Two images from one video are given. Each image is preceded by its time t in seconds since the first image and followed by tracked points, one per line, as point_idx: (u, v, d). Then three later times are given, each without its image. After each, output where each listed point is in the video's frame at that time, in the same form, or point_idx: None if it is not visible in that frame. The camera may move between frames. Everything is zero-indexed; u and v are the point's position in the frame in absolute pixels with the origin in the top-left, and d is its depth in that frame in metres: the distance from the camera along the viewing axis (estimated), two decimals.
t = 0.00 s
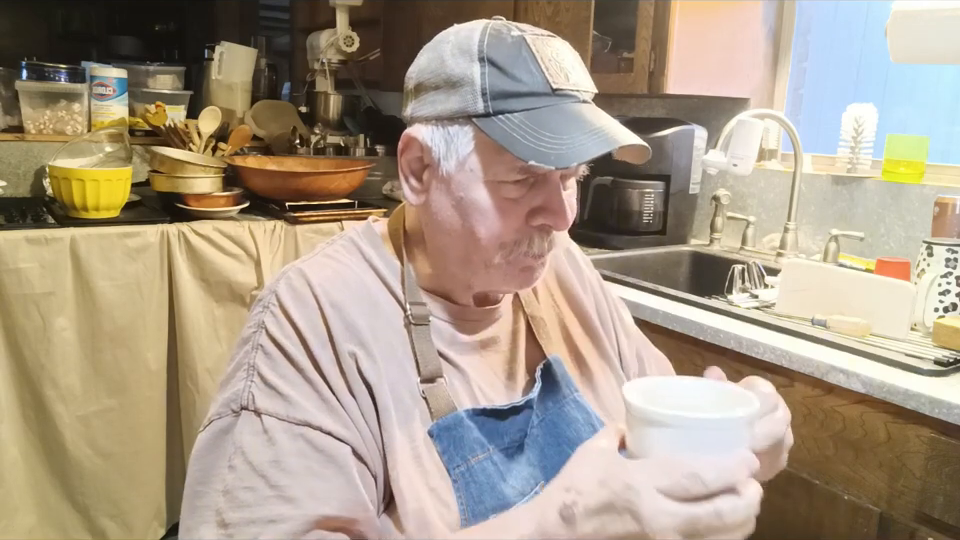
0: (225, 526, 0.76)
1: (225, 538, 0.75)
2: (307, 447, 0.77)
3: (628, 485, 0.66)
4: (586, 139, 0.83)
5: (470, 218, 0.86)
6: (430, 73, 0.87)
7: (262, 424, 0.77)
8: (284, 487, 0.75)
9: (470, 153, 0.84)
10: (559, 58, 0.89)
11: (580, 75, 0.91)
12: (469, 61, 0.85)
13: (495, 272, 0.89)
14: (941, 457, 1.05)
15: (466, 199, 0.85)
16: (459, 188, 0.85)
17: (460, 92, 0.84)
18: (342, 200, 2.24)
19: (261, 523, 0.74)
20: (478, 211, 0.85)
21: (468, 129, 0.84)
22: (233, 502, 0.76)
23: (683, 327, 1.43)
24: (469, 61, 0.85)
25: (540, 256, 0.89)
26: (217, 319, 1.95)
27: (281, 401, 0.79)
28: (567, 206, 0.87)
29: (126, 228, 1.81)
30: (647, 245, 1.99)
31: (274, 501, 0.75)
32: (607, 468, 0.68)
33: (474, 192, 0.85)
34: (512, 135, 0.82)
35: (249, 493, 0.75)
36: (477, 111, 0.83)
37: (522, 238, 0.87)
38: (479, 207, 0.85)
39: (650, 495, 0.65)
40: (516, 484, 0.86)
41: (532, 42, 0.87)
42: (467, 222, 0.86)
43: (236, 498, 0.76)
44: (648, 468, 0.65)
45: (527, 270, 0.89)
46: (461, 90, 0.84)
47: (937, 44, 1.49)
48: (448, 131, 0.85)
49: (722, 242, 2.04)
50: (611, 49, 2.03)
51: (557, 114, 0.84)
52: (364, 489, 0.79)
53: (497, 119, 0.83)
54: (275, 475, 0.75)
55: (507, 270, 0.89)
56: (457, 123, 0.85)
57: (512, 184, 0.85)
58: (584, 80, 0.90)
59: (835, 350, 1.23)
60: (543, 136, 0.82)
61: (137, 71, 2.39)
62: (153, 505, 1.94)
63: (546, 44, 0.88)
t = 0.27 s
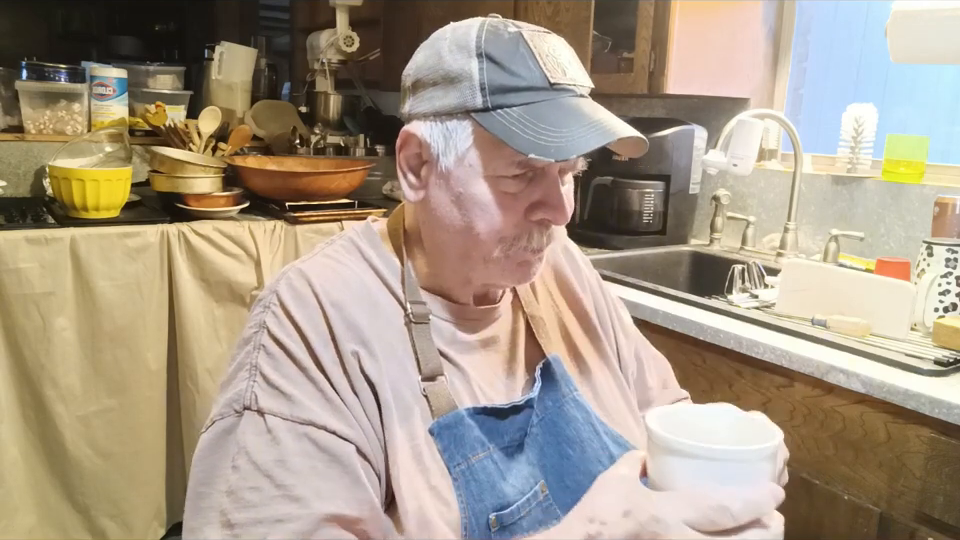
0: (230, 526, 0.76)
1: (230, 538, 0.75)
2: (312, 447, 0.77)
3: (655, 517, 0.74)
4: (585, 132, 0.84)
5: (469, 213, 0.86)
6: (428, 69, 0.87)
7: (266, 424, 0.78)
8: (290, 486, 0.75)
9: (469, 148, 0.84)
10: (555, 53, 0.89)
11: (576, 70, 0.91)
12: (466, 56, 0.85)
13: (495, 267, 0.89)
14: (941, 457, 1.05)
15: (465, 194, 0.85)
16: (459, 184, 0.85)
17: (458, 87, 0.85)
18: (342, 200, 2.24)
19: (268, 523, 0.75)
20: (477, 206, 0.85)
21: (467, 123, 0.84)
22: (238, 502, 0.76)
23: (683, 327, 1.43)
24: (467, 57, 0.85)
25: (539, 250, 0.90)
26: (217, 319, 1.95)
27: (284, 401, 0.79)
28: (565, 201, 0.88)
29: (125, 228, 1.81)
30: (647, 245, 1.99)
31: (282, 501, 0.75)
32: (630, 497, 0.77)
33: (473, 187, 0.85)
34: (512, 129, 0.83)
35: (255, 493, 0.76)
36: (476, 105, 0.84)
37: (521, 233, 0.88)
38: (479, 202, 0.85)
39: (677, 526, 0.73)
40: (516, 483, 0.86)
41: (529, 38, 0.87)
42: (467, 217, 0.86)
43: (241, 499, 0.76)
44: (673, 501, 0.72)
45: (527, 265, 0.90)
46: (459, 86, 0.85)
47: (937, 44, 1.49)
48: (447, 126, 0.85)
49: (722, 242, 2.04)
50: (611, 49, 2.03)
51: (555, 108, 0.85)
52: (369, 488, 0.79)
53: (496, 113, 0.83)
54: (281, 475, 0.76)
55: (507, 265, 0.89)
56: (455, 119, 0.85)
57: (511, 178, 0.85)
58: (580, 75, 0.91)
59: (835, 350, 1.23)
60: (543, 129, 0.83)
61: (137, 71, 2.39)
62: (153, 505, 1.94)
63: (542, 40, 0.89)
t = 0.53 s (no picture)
0: (242, 527, 0.76)
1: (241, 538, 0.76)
2: (322, 444, 0.78)
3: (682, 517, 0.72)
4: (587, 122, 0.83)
5: (471, 208, 0.86)
6: (427, 66, 0.87)
7: (274, 423, 0.78)
8: (303, 484, 0.76)
9: (470, 143, 0.85)
10: (554, 48, 0.90)
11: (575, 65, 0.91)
12: (466, 52, 0.85)
13: (497, 263, 0.89)
14: (941, 457, 1.05)
15: (467, 190, 0.85)
16: (460, 179, 0.85)
17: (458, 83, 0.85)
18: (342, 200, 2.24)
19: (281, 522, 0.75)
20: (479, 201, 0.86)
21: (468, 119, 0.85)
22: (249, 502, 0.76)
23: (683, 327, 1.43)
24: (466, 53, 0.85)
25: (542, 246, 0.90)
26: (217, 319, 1.95)
27: (292, 399, 0.79)
28: (567, 197, 0.88)
29: (125, 228, 1.81)
30: (647, 245, 1.99)
31: (297, 499, 0.75)
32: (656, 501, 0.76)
33: (475, 182, 0.85)
34: (513, 122, 0.83)
35: (266, 492, 0.76)
36: (477, 101, 0.84)
37: (523, 229, 0.88)
38: (480, 197, 0.85)
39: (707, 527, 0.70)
40: (517, 483, 0.86)
41: (527, 33, 0.87)
42: (469, 213, 0.86)
43: (251, 499, 0.76)
44: (699, 504, 0.71)
45: (529, 261, 0.89)
46: (459, 81, 0.85)
47: (937, 44, 1.49)
48: (448, 122, 0.86)
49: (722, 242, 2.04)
50: (611, 49, 2.03)
51: (556, 101, 0.85)
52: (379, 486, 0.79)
53: (497, 107, 0.84)
54: (293, 473, 0.76)
55: (509, 261, 0.89)
56: (456, 115, 0.85)
57: (512, 173, 0.85)
58: (579, 70, 0.91)
59: (835, 350, 1.23)
60: (545, 121, 0.83)
61: (137, 71, 2.39)
62: (153, 505, 1.94)
63: (541, 35, 0.89)
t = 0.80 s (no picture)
0: (257, 526, 0.76)
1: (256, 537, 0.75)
2: (335, 439, 0.78)
3: (708, 492, 0.74)
4: (589, 115, 0.84)
5: (474, 204, 0.87)
6: (427, 64, 0.87)
7: (284, 420, 0.78)
8: (317, 479, 0.76)
9: (473, 140, 0.85)
10: (553, 43, 0.89)
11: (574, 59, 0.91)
12: (466, 49, 0.85)
13: (499, 259, 0.89)
14: (941, 457, 1.05)
15: (470, 186, 0.86)
16: (463, 176, 0.86)
17: (459, 80, 0.85)
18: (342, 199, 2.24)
19: (297, 518, 0.75)
20: (482, 198, 0.86)
21: (470, 115, 0.85)
22: (263, 501, 0.76)
23: (683, 327, 1.43)
24: (466, 50, 0.85)
25: (544, 241, 0.90)
26: (217, 319, 1.95)
27: (302, 396, 0.79)
28: (569, 192, 0.88)
29: (125, 228, 1.81)
30: (647, 245, 1.99)
31: (313, 494, 0.75)
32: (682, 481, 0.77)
33: (478, 179, 0.86)
34: (515, 117, 0.83)
35: (281, 489, 0.76)
36: (478, 97, 0.84)
37: (525, 225, 0.88)
38: (483, 193, 0.86)
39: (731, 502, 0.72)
40: (519, 482, 0.86)
41: (526, 28, 0.87)
42: (472, 210, 0.87)
43: (266, 497, 0.76)
44: (731, 478, 0.72)
45: (532, 257, 0.90)
46: (460, 78, 0.85)
47: (937, 44, 1.49)
48: (449, 119, 0.86)
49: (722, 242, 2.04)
50: (611, 49, 2.03)
51: (557, 95, 0.85)
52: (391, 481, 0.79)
53: (499, 103, 0.84)
54: (306, 469, 0.76)
55: (512, 257, 0.89)
56: (458, 111, 0.85)
57: (514, 169, 0.86)
58: (578, 65, 0.91)
59: (834, 350, 1.23)
60: (547, 115, 0.83)
61: (137, 71, 2.39)
62: (152, 505, 1.94)
63: (539, 31, 0.89)
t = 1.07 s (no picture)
0: (257, 525, 0.75)
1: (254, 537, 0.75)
2: (336, 437, 0.78)
3: (707, 473, 0.65)
4: (590, 112, 0.84)
5: (475, 201, 0.87)
6: (427, 62, 0.87)
7: (286, 419, 0.78)
8: (316, 476, 0.75)
9: (474, 137, 0.85)
10: (553, 41, 0.90)
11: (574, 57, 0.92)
12: (466, 47, 0.85)
13: (501, 258, 0.89)
14: (941, 457, 1.05)
15: (471, 184, 0.87)
16: (464, 173, 0.87)
17: (460, 78, 0.85)
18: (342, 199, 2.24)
19: (298, 514, 0.74)
20: (483, 194, 0.87)
21: (471, 113, 0.85)
22: (264, 499, 0.75)
23: (683, 327, 1.43)
24: (467, 48, 0.85)
25: (546, 239, 0.90)
26: (217, 319, 1.95)
27: (303, 395, 0.79)
28: (571, 189, 0.89)
29: (125, 228, 1.81)
30: (647, 244, 1.99)
31: (313, 491, 0.74)
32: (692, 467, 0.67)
33: (479, 176, 0.86)
34: (517, 114, 0.83)
35: (281, 487, 0.75)
36: (479, 94, 0.84)
37: (527, 222, 0.88)
38: (484, 190, 0.86)
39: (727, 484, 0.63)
40: (520, 483, 0.86)
41: (526, 26, 0.87)
42: (473, 207, 0.87)
43: (267, 495, 0.75)
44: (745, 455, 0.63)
45: (534, 255, 0.89)
46: (461, 76, 0.85)
47: (937, 44, 1.49)
48: (450, 117, 0.86)
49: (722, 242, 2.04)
50: (611, 49, 2.03)
51: (558, 92, 0.85)
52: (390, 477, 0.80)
53: (500, 100, 0.84)
54: (305, 465, 0.75)
55: (513, 255, 0.89)
56: (459, 109, 0.86)
57: (515, 166, 0.87)
58: (578, 62, 0.91)
59: (834, 350, 1.23)
60: (548, 112, 0.83)
61: (137, 71, 2.39)
62: (153, 505, 1.94)
63: (539, 29, 0.89)
